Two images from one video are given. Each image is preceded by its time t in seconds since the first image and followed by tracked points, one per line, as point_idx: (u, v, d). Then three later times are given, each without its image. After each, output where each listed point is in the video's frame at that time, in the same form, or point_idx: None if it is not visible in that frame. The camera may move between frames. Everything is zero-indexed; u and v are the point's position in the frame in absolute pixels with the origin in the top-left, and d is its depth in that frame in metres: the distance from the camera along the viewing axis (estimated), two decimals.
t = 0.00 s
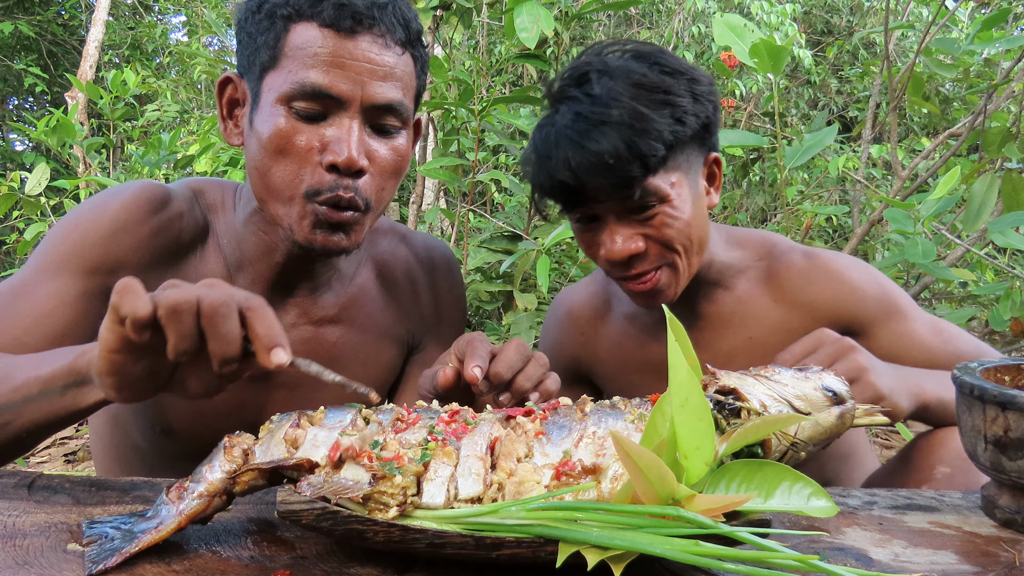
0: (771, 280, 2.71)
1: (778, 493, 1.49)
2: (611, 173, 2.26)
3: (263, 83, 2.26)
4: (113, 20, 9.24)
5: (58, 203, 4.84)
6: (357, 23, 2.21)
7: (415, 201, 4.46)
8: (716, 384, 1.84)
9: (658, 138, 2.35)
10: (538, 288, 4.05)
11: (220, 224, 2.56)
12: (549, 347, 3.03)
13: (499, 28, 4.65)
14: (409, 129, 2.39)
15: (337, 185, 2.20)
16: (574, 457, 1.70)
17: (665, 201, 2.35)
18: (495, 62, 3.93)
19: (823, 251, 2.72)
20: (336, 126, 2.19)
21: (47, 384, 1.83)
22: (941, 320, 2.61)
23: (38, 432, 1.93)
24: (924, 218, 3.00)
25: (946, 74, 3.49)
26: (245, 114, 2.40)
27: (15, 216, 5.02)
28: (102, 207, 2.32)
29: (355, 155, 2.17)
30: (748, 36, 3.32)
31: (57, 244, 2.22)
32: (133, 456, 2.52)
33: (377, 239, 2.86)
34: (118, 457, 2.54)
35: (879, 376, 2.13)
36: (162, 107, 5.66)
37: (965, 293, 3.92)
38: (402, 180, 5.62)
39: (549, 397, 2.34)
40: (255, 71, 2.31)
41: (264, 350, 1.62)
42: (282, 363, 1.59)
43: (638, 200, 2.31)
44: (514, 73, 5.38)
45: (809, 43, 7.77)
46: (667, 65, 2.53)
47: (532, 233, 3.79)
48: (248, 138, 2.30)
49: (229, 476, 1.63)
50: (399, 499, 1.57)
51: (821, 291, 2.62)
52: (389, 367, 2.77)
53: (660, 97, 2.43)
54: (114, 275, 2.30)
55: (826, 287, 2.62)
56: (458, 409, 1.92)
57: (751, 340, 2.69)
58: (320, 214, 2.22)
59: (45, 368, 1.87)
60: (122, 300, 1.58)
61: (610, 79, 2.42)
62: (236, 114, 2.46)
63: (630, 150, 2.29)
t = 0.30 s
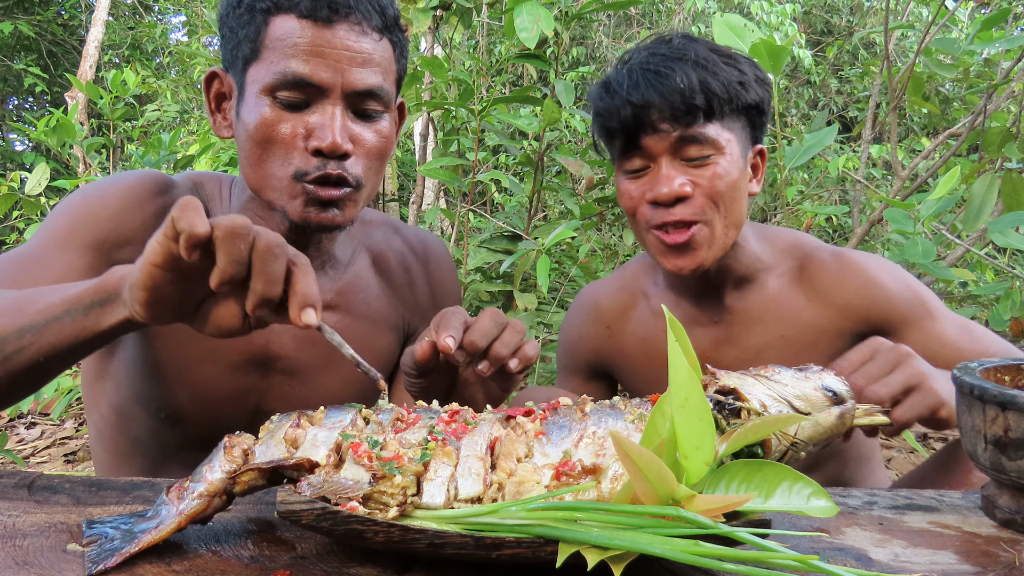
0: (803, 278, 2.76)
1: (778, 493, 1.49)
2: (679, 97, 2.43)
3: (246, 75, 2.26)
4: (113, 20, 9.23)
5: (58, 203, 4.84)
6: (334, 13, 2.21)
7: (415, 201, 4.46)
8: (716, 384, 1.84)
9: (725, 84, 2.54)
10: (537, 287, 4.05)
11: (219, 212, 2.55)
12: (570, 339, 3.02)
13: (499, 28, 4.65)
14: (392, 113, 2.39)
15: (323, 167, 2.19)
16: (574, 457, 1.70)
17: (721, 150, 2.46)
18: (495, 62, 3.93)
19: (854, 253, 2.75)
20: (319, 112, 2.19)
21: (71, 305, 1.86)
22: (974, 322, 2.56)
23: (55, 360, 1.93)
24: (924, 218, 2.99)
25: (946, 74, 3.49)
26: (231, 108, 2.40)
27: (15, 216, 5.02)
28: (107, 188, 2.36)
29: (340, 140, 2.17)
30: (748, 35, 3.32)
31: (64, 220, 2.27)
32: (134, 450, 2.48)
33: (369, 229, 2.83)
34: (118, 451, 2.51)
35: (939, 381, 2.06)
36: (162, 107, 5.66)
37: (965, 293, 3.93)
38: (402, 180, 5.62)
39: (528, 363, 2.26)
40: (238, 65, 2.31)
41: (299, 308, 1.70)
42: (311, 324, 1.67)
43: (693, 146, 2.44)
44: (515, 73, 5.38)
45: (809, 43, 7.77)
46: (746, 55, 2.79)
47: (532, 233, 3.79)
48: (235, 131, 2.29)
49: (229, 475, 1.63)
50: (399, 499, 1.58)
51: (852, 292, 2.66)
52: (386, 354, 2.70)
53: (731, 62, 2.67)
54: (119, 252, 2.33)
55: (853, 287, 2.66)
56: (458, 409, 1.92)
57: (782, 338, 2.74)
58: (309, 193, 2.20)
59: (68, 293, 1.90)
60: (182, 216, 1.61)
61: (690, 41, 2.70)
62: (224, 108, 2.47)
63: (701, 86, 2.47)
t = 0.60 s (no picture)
0: (845, 279, 2.76)
1: (778, 493, 1.49)
2: (713, 140, 2.34)
3: (222, 74, 2.25)
4: (113, 20, 9.24)
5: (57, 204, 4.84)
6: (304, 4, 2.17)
7: (415, 201, 4.46)
8: (716, 384, 1.84)
9: (758, 109, 2.42)
10: (537, 287, 4.05)
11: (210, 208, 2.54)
12: (592, 330, 3.03)
13: (499, 28, 4.64)
14: (372, 101, 2.37)
15: (304, 160, 2.18)
16: (574, 457, 1.70)
17: (760, 173, 2.43)
18: (495, 62, 3.93)
19: (901, 261, 2.73)
20: (296, 106, 2.17)
21: (76, 307, 1.88)
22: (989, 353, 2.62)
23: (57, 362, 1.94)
24: (924, 218, 2.99)
25: (946, 74, 3.48)
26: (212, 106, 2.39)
27: (15, 216, 5.02)
28: (103, 184, 2.36)
29: (318, 132, 2.16)
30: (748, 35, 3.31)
31: (61, 214, 2.26)
32: (128, 445, 2.49)
33: (360, 219, 2.82)
34: (110, 445, 2.52)
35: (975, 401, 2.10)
36: (162, 107, 5.66)
37: (965, 293, 3.93)
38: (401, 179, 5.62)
39: (516, 339, 2.19)
40: (214, 64, 2.30)
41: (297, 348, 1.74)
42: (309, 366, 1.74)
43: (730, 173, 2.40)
44: (515, 73, 5.38)
45: (809, 43, 7.77)
46: (772, 40, 2.62)
47: (532, 233, 3.79)
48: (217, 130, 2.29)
49: (229, 475, 1.63)
50: (399, 499, 1.58)
51: (892, 299, 2.65)
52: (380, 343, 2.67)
53: (760, 69, 2.50)
54: (114, 247, 2.33)
55: (896, 294, 2.65)
56: (459, 409, 1.91)
57: (819, 335, 2.72)
58: (292, 187, 2.20)
59: (73, 294, 1.91)
60: (193, 242, 1.65)
61: (712, 52, 2.49)
62: (206, 107, 2.43)
63: (732, 121, 2.35)
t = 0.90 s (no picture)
0: (862, 296, 2.75)
1: (778, 493, 1.48)
2: (741, 104, 2.38)
3: (208, 86, 2.24)
4: (113, 20, 9.25)
5: (57, 203, 4.84)
6: (284, 9, 2.16)
7: (415, 201, 4.46)
8: (716, 384, 1.83)
9: (794, 90, 2.47)
10: (537, 288, 4.06)
11: (207, 215, 2.54)
12: (603, 334, 3.01)
13: (500, 28, 4.65)
14: (363, 104, 2.34)
15: (294, 172, 2.16)
16: (574, 457, 1.70)
17: (783, 160, 2.42)
18: (495, 62, 3.93)
19: (918, 277, 2.73)
20: (284, 115, 2.15)
21: (87, 390, 1.88)
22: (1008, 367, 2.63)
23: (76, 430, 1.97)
24: (924, 218, 2.99)
25: (946, 74, 3.49)
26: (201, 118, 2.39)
27: (15, 216, 5.02)
28: (95, 204, 2.36)
29: (308, 141, 2.14)
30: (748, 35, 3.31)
31: (53, 242, 2.26)
32: (133, 453, 2.52)
33: (356, 218, 2.79)
34: (117, 454, 2.56)
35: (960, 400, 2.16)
36: (163, 107, 5.66)
37: (965, 293, 3.93)
38: (401, 179, 5.62)
39: (521, 341, 2.17)
40: (200, 76, 2.30)
41: (309, 390, 1.76)
42: (327, 402, 1.77)
43: (754, 155, 2.40)
44: (515, 73, 5.39)
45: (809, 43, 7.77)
46: (824, 49, 2.69)
47: (532, 233, 3.79)
48: (208, 143, 2.28)
49: (229, 476, 1.63)
50: (399, 498, 1.58)
51: (912, 319, 2.66)
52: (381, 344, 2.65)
53: (804, 62, 2.57)
54: (112, 269, 2.33)
55: (916, 316, 2.66)
56: (459, 409, 1.91)
57: (833, 357, 2.74)
58: (286, 199, 2.19)
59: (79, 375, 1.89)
60: (180, 347, 1.66)
61: (762, 36, 2.58)
62: (195, 119, 2.42)
63: (765, 93, 2.41)
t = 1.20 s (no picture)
0: (872, 298, 2.75)
1: (778, 493, 1.48)
2: (745, 100, 2.39)
3: (184, 95, 2.21)
4: (114, 20, 9.26)
5: (58, 203, 4.84)
6: (254, 13, 2.12)
7: (415, 201, 4.46)
8: (716, 384, 1.84)
9: (799, 91, 2.48)
10: (537, 288, 4.06)
11: (194, 219, 2.52)
12: (615, 333, 3.00)
13: (500, 28, 4.65)
14: (342, 103, 2.31)
15: (276, 180, 2.14)
16: (574, 457, 1.70)
17: (785, 161, 2.42)
18: (495, 62, 3.94)
19: (928, 278, 2.72)
20: (261, 121, 2.12)
21: (88, 395, 1.90)
22: None
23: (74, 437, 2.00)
24: (924, 218, 2.99)
25: (946, 74, 3.49)
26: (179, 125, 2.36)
27: (15, 215, 5.02)
28: (79, 215, 2.36)
29: (287, 147, 2.11)
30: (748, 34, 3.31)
31: (40, 256, 2.27)
32: (132, 456, 2.53)
33: (345, 216, 2.78)
34: (118, 457, 2.57)
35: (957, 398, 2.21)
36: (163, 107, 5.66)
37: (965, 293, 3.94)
38: (402, 179, 5.62)
39: (520, 331, 2.18)
40: (174, 84, 2.27)
41: (310, 363, 1.79)
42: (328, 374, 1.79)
43: (755, 154, 2.41)
44: (515, 73, 5.39)
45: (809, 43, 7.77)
46: (834, 57, 2.71)
47: (532, 233, 3.79)
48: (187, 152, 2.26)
49: (229, 476, 1.62)
50: (399, 498, 1.58)
51: (925, 321, 2.64)
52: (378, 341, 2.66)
53: (813, 67, 2.59)
54: (100, 280, 2.34)
55: (926, 317, 2.64)
56: (459, 409, 1.91)
57: (847, 360, 2.73)
58: (270, 212, 2.17)
59: (81, 379, 1.91)
60: (180, 330, 1.68)
61: (772, 38, 2.61)
62: (173, 127, 2.41)
63: (770, 92, 2.42)
